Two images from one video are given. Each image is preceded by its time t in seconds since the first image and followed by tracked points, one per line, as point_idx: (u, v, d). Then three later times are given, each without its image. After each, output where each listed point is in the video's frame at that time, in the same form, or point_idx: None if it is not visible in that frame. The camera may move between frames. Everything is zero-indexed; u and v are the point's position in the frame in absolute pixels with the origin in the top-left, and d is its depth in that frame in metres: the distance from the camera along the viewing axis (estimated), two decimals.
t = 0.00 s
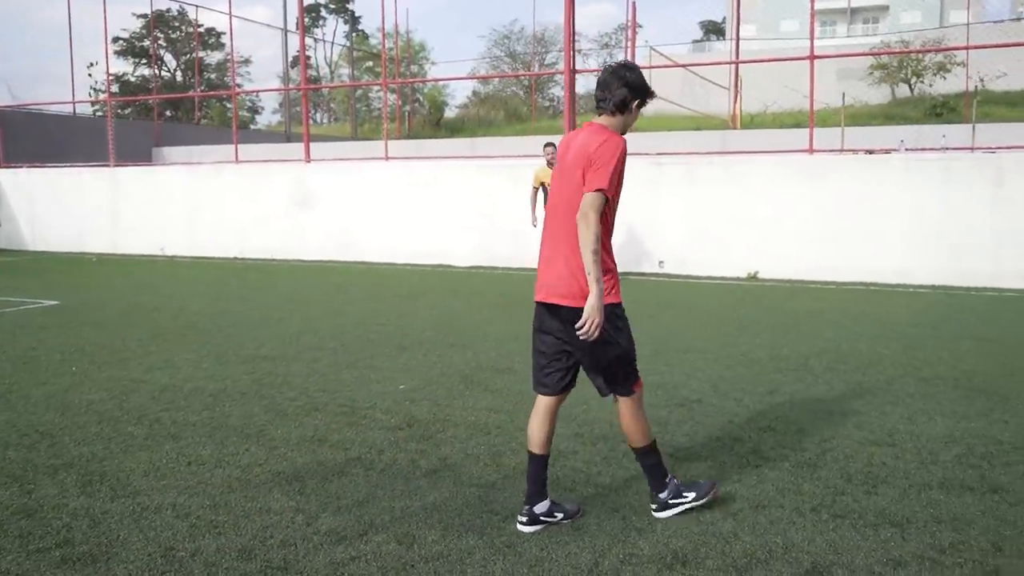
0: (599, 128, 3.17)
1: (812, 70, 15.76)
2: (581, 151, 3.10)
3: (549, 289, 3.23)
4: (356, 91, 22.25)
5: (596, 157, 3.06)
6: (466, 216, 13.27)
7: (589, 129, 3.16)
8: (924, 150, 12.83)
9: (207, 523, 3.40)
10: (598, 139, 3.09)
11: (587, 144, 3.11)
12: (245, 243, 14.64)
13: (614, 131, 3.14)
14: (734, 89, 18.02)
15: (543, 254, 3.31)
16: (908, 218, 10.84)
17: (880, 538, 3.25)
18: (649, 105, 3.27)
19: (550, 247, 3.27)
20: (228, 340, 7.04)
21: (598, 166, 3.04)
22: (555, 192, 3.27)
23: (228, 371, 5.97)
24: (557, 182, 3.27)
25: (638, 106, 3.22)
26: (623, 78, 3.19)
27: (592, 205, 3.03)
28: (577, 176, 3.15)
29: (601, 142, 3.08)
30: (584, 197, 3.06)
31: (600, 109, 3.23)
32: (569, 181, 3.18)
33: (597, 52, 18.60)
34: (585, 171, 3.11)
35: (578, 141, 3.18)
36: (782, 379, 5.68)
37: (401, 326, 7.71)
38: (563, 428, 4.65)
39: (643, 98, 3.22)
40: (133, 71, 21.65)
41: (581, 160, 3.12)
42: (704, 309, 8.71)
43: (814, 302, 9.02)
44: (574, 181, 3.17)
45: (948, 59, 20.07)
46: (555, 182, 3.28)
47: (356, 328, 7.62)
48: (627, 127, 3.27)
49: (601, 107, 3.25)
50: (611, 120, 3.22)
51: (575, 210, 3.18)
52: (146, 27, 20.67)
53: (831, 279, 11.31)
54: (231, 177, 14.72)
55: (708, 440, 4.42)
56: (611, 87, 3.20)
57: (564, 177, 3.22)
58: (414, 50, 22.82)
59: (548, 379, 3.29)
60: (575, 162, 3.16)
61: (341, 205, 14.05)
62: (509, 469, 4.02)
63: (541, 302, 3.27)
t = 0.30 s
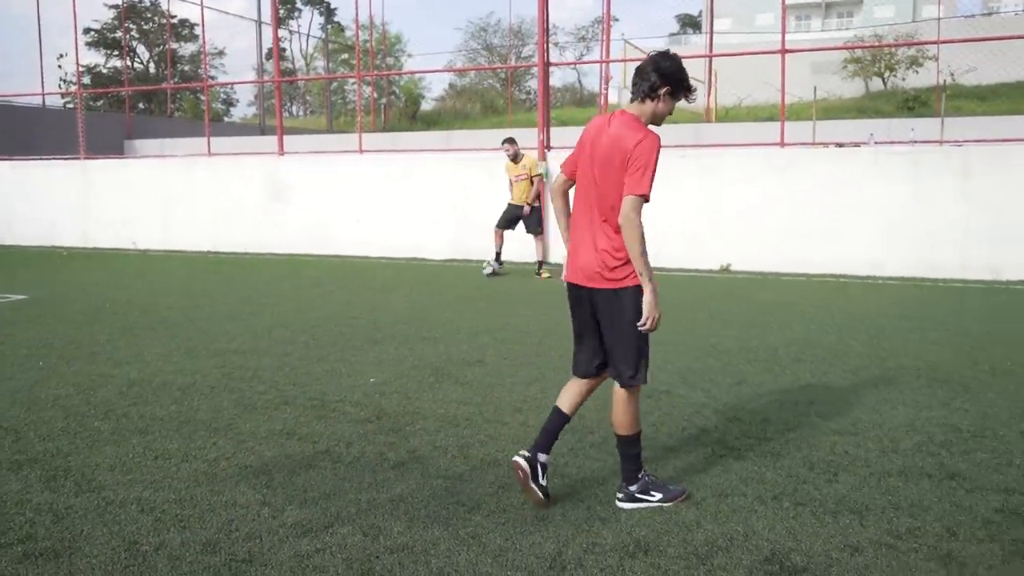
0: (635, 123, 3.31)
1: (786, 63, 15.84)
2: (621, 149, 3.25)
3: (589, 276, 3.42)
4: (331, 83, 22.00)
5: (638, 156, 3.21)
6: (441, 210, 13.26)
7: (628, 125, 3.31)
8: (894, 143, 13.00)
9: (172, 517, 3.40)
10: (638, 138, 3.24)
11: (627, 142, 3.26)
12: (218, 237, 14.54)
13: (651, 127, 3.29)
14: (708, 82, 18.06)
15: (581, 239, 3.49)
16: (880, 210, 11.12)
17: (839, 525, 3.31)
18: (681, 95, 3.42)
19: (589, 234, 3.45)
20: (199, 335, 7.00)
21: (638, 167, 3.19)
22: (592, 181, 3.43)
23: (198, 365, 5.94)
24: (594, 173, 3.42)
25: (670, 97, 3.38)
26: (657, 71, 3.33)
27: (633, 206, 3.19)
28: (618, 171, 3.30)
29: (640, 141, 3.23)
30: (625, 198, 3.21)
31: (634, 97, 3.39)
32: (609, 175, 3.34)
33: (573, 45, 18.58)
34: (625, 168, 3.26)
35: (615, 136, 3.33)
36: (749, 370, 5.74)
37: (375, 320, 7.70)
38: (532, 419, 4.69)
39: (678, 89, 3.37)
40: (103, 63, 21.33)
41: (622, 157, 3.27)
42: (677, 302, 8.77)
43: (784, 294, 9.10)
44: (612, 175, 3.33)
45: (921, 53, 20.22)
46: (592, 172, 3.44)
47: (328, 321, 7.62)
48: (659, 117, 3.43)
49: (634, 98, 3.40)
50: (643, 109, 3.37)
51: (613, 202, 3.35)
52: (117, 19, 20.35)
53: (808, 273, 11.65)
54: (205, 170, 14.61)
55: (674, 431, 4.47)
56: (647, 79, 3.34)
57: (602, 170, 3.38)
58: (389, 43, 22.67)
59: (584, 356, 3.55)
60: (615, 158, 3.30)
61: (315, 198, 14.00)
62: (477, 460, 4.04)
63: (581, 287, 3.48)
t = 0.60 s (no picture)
0: (650, 117, 3.39)
1: (755, 58, 15.94)
2: (635, 139, 3.33)
3: (598, 266, 3.50)
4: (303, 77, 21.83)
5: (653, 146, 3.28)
6: (414, 204, 13.24)
7: (642, 117, 3.39)
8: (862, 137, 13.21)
9: (142, 514, 3.39)
10: (652, 129, 3.31)
11: (640, 133, 3.33)
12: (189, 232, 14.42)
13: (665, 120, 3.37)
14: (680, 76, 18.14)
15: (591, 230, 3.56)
16: (846, 200, 11.58)
17: (802, 512, 3.38)
18: (696, 95, 3.51)
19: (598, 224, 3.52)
20: (169, 331, 6.96)
21: (650, 156, 3.26)
22: (603, 173, 3.51)
23: (168, 362, 5.90)
24: (606, 165, 3.49)
25: (684, 96, 3.47)
26: (672, 69, 3.43)
27: (640, 186, 3.24)
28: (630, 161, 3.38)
29: (655, 132, 3.31)
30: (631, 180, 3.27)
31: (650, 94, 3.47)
32: (620, 166, 3.42)
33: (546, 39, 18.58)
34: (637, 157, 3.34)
35: (629, 128, 3.40)
36: (718, 362, 5.81)
37: (347, 315, 7.69)
38: (503, 413, 4.72)
39: (693, 89, 3.47)
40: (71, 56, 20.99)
41: (635, 147, 3.35)
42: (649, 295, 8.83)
43: (754, 287, 9.21)
44: (624, 166, 3.41)
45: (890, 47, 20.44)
46: (603, 164, 3.51)
47: (300, 317, 7.60)
48: (674, 115, 3.52)
49: (650, 94, 3.49)
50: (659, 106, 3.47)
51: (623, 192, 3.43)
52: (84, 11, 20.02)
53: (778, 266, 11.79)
54: (175, 165, 14.47)
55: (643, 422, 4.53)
56: (663, 77, 3.44)
57: (614, 162, 3.45)
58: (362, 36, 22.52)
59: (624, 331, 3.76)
60: (627, 150, 3.38)
61: (287, 192, 13.92)
62: (448, 454, 4.07)
63: (590, 276, 3.56)
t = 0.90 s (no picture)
0: (658, 120, 3.45)
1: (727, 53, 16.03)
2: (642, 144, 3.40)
3: (617, 267, 3.56)
4: (274, 70, 21.65)
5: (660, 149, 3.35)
6: (387, 199, 13.20)
7: (650, 121, 3.45)
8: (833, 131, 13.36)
9: (114, 510, 3.38)
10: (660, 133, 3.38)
11: (648, 137, 3.40)
12: (159, 226, 14.28)
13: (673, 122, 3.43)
14: (653, 70, 18.20)
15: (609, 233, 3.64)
16: (816, 194, 11.73)
17: (771, 503, 3.44)
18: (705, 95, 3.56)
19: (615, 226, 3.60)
20: (140, 326, 6.90)
21: (662, 159, 3.32)
22: (617, 177, 3.58)
23: (140, 358, 5.86)
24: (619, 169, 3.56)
25: (694, 98, 3.52)
26: (679, 73, 3.48)
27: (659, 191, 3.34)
28: (640, 165, 3.45)
29: (662, 135, 3.37)
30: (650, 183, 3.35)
31: (658, 99, 3.53)
32: (631, 169, 3.48)
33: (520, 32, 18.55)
34: (648, 159, 3.40)
35: (638, 133, 3.47)
36: (690, 356, 5.87)
37: (320, 310, 7.66)
38: (477, 407, 4.74)
39: (700, 91, 3.52)
40: (38, 48, 20.65)
41: (646, 151, 3.41)
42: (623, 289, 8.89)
43: (726, 281, 9.30)
44: (637, 170, 3.47)
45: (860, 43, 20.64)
46: (617, 168, 3.58)
47: (273, 311, 7.57)
48: (684, 116, 3.58)
49: (659, 99, 3.55)
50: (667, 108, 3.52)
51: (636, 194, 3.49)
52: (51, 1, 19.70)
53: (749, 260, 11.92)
54: (145, 158, 14.31)
55: (615, 416, 4.57)
56: (669, 81, 3.49)
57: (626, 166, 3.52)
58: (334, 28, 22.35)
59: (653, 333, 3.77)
60: (638, 154, 3.45)
61: (259, 186, 13.82)
62: (422, 448, 4.09)
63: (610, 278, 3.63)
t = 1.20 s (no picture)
0: (676, 113, 3.60)
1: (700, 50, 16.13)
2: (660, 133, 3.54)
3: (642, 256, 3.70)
4: (247, 65, 21.46)
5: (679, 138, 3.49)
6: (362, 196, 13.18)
7: (668, 113, 3.60)
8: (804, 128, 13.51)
9: (90, 510, 3.36)
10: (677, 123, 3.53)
11: (666, 126, 3.55)
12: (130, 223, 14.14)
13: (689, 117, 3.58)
14: (627, 68, 18.26)
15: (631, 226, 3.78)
16: (787, 191, 11.87)
17: (744, 496, 3.50)
18: (717, 91, 3.71)
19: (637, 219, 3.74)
20: (113, 325, 6.84)
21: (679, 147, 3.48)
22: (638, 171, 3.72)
23: (114, 356, 5.82)
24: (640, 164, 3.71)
25: (708, 95, 3.66)
26: (694, 71, 3.62)
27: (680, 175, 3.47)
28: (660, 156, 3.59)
29: (679, 123, 3.53)
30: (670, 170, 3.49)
31: (676, 95, 3.67)
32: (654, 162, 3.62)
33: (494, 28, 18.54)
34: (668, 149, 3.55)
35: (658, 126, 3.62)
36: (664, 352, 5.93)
37: (296, 307, 7.64)
38: (454, 404, 4.77)
39: (714, 87, 3.66)
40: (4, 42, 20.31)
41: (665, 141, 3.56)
42: (597, 286, 8.94)
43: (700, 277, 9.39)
44: (659, 161, 3.62)
45: (831, 41, 20.86)
46: (637, 163, 3.72)
47: (248, 309, 7.54)
48: (699, 112, 3.71)
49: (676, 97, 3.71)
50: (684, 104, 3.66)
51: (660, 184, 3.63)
52: None
53: (722, 256, 12.04)
54: (116, 154, 14.16)
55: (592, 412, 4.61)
56: (685, 79, 3.64)
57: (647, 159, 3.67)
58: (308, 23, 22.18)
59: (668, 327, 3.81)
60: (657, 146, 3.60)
61: (232, 183, 13.73)
62: (399, 445, 4.10)
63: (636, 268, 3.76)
